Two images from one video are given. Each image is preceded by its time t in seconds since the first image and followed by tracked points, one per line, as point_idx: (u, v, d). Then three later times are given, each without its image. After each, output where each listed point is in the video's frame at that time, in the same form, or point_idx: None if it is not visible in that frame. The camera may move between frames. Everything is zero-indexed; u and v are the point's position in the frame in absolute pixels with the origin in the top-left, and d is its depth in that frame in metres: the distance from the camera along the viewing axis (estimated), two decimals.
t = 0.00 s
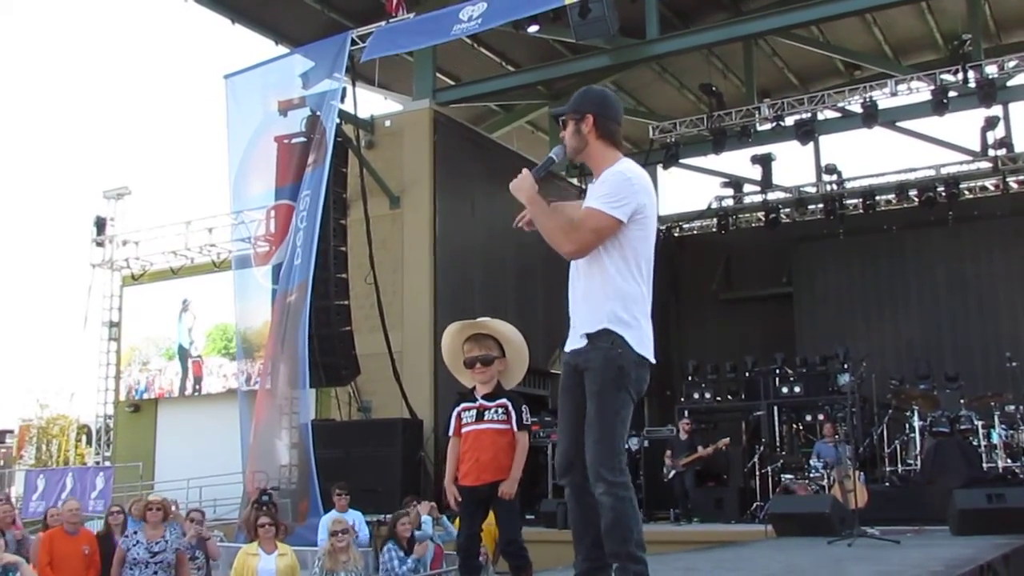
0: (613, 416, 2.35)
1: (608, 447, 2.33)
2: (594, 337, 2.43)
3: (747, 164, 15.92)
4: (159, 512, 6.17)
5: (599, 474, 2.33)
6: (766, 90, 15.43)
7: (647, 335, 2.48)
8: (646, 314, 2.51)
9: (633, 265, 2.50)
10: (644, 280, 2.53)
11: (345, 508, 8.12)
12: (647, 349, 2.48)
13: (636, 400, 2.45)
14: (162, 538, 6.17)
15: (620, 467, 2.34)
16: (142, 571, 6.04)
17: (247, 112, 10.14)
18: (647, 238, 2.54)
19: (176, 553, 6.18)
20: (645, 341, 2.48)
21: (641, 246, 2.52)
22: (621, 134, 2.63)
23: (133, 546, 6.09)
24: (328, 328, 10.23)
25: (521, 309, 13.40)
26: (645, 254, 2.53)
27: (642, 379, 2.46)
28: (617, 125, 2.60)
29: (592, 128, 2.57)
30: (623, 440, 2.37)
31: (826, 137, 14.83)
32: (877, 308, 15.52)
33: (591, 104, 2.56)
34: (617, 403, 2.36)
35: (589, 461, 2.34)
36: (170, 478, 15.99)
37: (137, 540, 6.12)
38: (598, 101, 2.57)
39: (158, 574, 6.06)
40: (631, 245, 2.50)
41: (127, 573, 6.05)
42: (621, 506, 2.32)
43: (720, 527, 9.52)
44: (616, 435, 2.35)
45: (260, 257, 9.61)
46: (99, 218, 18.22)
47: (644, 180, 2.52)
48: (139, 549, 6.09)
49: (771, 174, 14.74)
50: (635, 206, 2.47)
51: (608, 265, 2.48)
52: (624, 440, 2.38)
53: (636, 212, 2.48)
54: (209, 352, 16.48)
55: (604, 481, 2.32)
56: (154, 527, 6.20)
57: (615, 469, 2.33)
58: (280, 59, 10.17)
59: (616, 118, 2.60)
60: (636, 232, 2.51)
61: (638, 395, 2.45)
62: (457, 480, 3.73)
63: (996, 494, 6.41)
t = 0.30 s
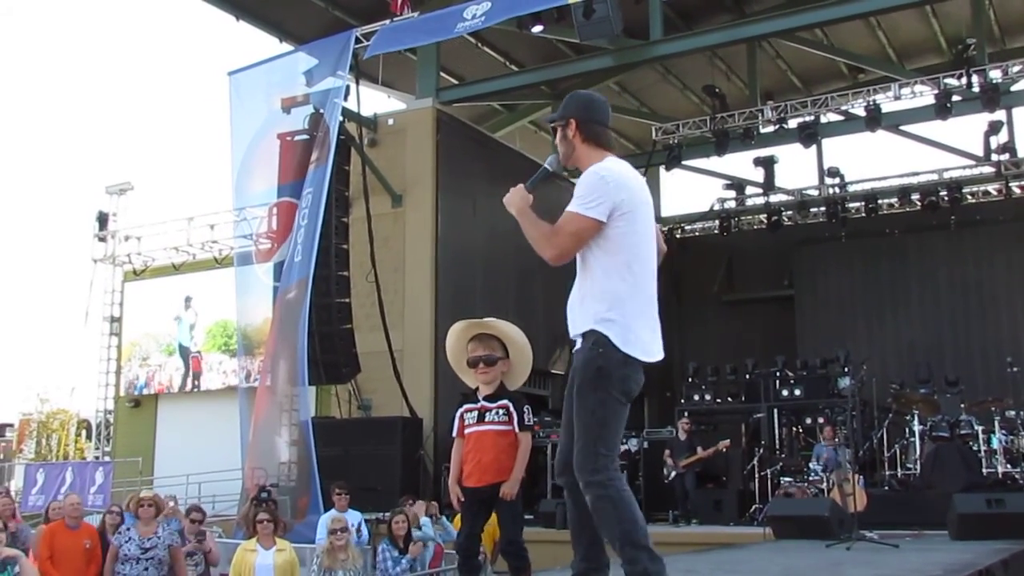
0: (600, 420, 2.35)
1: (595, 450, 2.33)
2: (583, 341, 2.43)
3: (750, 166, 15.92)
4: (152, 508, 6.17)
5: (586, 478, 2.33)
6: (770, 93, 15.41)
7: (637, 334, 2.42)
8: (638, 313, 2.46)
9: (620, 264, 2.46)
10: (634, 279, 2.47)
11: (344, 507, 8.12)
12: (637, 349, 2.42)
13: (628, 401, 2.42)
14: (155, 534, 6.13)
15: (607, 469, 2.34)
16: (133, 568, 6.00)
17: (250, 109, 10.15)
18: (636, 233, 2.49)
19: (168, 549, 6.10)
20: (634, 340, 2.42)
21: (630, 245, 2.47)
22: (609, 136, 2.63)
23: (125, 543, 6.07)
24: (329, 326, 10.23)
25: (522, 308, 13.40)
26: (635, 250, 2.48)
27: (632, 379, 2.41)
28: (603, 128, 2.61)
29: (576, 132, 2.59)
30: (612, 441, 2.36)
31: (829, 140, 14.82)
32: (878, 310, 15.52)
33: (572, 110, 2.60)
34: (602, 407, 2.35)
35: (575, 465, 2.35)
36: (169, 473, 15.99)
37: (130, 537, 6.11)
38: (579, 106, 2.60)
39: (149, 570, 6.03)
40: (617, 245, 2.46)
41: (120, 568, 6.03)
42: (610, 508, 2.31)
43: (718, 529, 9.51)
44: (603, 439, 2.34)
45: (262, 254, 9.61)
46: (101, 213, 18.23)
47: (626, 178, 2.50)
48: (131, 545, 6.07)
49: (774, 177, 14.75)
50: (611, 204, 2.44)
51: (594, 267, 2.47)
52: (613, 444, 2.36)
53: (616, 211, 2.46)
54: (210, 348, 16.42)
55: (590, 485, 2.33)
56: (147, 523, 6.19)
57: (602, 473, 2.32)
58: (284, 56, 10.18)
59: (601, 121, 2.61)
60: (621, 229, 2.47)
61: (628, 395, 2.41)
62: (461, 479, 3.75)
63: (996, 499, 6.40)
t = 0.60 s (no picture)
0: (600, 423, 2.36)
1: (598, 451, 2.35)
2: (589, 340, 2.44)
3: (750, 167, 15.93)
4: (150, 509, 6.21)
5: (594, 479, 2.36)
6: (770, 93, 15.41)
7: (633, 316, 2.37)
8: (637, 297, 2.41)
9: (605, 252, 2.43)
10: (624, 262, 2.43)
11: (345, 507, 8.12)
12: (636, 331, 2.37)
13: (631, 399, 2.38)
14: (153, 535, 6.14)
15: (615, 469, 2.35)
16: (131, 568, 5.98)
17: (251, 109, 10.16)
18: (617, 216, 2.45)
19: (167, 549, 6.10)
20: (633, 324, 2.38)
21: (611, 230, 2.44)
22: (607, 138, 2.65)
23: (123, 543, 6.04)
24: (329, 327, 10.24)
25: (522, 309, 13.40)
26: (620, 234, 2.44)
27: (627, 378, 2.36)
28: (598, 131, 2.63)
29: (572, 141, 2.62)
30: (619, 441, 2.36)
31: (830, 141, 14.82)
32: (877, 311, 15.55)
33: (564, 119, 2.64)
34: (600, 409, 2.35)
35: (581, 464, 2.39)
36: (169, 474, 16.00)
37: (128, 538, 6.08)
38: (571, 114, 2.64)
39: (147, 571, 6.00)
40: (597, 234, 2.44)
41: (119, 569, 5.99)
42: (612, 512, 2.34)
43: (718, 530, 9.53)
44: (607, 441, 2.35)
45: (263, 254, 9.62)
46: (102, 213, 18.26)
47: (594, 166, 2.47)
48: (130, 546, 6.04)
49: (775, 178, 14.77)
50: (580, 196, 2.43)
51: (584, 264, 2.46)
52: (618, 446, 2.36)
53: (586, 201, 2.44)
54: (209, 348, 16.42)
55: (595, 485, 2.36)
56: (145, 524, 6.20)
57: (607, 474, 2.34)
58: (285, 56, 10.19)
59: (597, 125, 2.63)
60: (599, 216, 2.44)
61: (628, 394, 2.37)
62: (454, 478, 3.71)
63: (996, 499, 6.39)
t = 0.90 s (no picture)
0: (597, 424, 2.37)
1: (598, 452, 2.36)
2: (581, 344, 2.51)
3: (751, 167, 15.93)
4: (155, 506, 6.16)
5: (597, 480, 2.37)
6: (771, 94, 15.42)
7: (607, 323, 2.41)
8: (614, 302, 2.44)
9: (588, 261, 2.48)
10: (606, 269, 2.47)
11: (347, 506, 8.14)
12: (611, 337, 2.40)
13: (627, 397, 2.38)
14: (157, 534, 6.12)
15: (616, 468, 2.35)
16: (136, 567, 5.98)
17: (253, 108, 10.16)
18: (599, 223, 2.48)
19: (170, 548, 6.13)
20: (609, 329, 2.41)
21: (594, 239, 2.48)
22: (608, 140, 2.66)
23: (128, 542, 6.03)
24: (330, 327, 10.24)
25: (523, 309, 13.40)
26: (601, 241, 2.48)
27: (617, 377, 2.37)
28: (599, 133, 2.64)
29: (573, 143, 2.64)
30: (619, 442, 2.36)
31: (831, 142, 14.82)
32: (878, 311, 15.56)
33: (566, 121, 2.65)
34: (595, 409, 2.37)
35: (587, 465, 2.41)
36: (170, 473, 16.01)
37: (132, 536, 6.07)
38: (573, 117, 2.65)
39: (153, 569, 6.01)
40: (583, 244, 2.50)
41: (123, 568, 5.99)
42: (613, 511, 2.34)
43: (718, 531, 9.55)
44: (607, 441, 2.36)
45: (264, 254, 9.58)
46: (103, 212, 18.29)
47: (580, 177, 2.53)
48: (135, 544, 6.03)
49: (775, 179, 14.75)
50: (563, 207, 2.50)
51: (574, 271, 2.53)
52: (619, 445, 2.36)
53: (570, 213, 2.50)
54: (210, 348, 16.44)
55: (598, 485, 2.37)
56: (150, 522, 6.17)
57: (607, 474, 2.34)
58: (287, 56, 10.20)
59: (598, 127, 2.65)
60: (581, 227, 2.49)
61: (622, 393, 2.37)
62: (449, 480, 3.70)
63: (996, 500, 6.40)
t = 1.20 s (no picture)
0: (596, 426, 2.37)
1: (597, 455, 2.37)
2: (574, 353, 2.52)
3: (750, 167, 15.93)
4: (161, 511, 6.17)
5: (596, 481, 2.37)
6: (770, 94, 15.43)
7: (593, 335, 2.42)
8: (602, 313, 2.44)
9: (580, 271, 2.49)
10: (597, 281, 2.47)
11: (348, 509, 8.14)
12: (596, 348, 2.40)
13: (625, 399, 2.39)
14: (164, 537, 6.13)
15: (616, 470, 2.35)
16: (147, 570, 6.00)
17: (253, 110, 10.16)
18: (592, 234, 2.49)
19: (178, 551, 6.15)
20: (595, 340, 2.41)
21: (587, 249, 2.48)
22: (610, 148, 2.67)
23: (136, 546, 6.02)
24: (330, 328, 10.24)
25: (523, 310, 13.41)
26: (594, 252, 2.48)
27: (615, 379, 2.38)
28: (601, 141, 2.64)
29: (575, 152, 2.64)
30: (617, 443, 2.37)
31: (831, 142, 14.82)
32: (878, 311, 15.57)
33: (567, 130, 2.66)
34: (593, 412, 2.37)
35: (587, 467, 2.41)
36: (170, 475, 16.00)
37: (140, 539, 6.06)
38: (575, 125, 2.65)
39: (164, 571, 6.05)
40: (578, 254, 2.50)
41: (132, 572, 5.99)
42: (614, 512, 2.34)
43: (720, 531, 9.54)
44: (605, 443, 2.36)
45: (265, 256, 9.57)
46: (103, 214, 18.28)
47: (578, 186, 2.53)
48: (144, 548, 6.04)
49: (775, 179, 14.74)
50: (559, 215, 2.52)
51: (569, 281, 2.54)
52: (618, 446, 2.37)
53: (566, 222, 2.51)
54: (210, 350, 16.53)
55: (598, 487, 2.37)
56: (156, 526, 6.17)
57: (606, 475, 2.35)
58: (287, 58, 10.21)
59: (599, 134, 2.64)
60: (575, 236, 2.50)
61: (620, 396, 2.38)
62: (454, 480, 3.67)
63: (997, 500, 6.40)
